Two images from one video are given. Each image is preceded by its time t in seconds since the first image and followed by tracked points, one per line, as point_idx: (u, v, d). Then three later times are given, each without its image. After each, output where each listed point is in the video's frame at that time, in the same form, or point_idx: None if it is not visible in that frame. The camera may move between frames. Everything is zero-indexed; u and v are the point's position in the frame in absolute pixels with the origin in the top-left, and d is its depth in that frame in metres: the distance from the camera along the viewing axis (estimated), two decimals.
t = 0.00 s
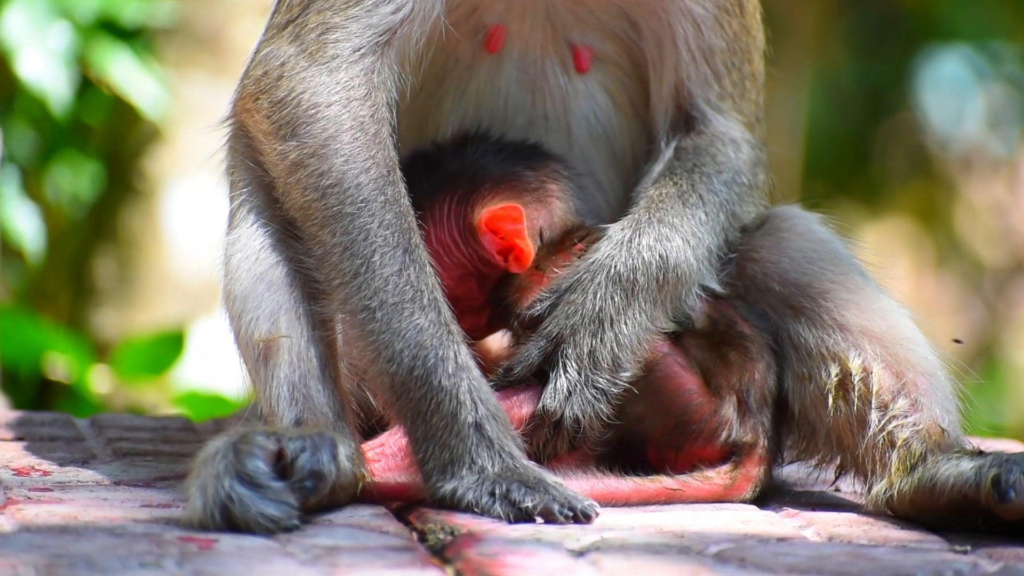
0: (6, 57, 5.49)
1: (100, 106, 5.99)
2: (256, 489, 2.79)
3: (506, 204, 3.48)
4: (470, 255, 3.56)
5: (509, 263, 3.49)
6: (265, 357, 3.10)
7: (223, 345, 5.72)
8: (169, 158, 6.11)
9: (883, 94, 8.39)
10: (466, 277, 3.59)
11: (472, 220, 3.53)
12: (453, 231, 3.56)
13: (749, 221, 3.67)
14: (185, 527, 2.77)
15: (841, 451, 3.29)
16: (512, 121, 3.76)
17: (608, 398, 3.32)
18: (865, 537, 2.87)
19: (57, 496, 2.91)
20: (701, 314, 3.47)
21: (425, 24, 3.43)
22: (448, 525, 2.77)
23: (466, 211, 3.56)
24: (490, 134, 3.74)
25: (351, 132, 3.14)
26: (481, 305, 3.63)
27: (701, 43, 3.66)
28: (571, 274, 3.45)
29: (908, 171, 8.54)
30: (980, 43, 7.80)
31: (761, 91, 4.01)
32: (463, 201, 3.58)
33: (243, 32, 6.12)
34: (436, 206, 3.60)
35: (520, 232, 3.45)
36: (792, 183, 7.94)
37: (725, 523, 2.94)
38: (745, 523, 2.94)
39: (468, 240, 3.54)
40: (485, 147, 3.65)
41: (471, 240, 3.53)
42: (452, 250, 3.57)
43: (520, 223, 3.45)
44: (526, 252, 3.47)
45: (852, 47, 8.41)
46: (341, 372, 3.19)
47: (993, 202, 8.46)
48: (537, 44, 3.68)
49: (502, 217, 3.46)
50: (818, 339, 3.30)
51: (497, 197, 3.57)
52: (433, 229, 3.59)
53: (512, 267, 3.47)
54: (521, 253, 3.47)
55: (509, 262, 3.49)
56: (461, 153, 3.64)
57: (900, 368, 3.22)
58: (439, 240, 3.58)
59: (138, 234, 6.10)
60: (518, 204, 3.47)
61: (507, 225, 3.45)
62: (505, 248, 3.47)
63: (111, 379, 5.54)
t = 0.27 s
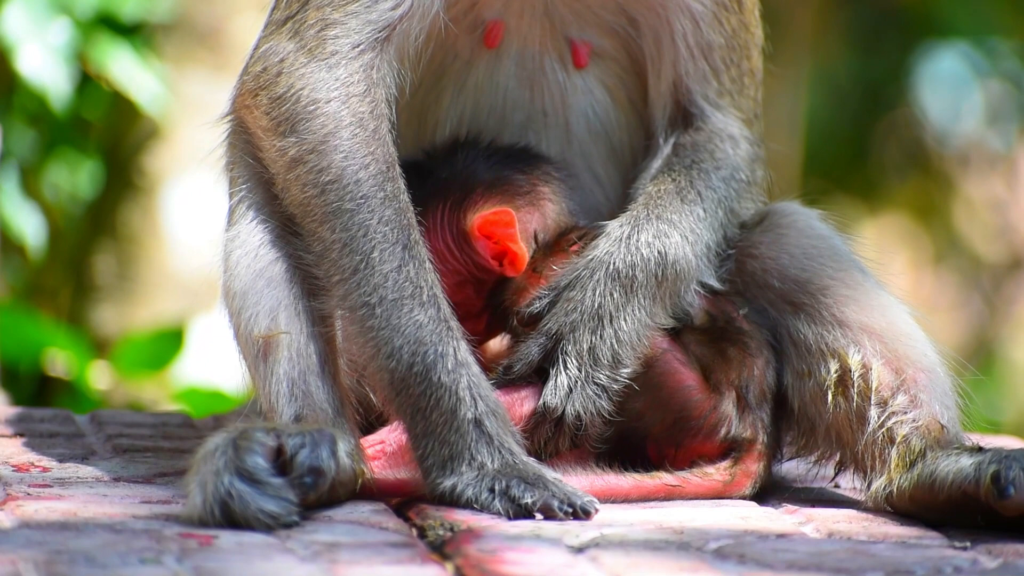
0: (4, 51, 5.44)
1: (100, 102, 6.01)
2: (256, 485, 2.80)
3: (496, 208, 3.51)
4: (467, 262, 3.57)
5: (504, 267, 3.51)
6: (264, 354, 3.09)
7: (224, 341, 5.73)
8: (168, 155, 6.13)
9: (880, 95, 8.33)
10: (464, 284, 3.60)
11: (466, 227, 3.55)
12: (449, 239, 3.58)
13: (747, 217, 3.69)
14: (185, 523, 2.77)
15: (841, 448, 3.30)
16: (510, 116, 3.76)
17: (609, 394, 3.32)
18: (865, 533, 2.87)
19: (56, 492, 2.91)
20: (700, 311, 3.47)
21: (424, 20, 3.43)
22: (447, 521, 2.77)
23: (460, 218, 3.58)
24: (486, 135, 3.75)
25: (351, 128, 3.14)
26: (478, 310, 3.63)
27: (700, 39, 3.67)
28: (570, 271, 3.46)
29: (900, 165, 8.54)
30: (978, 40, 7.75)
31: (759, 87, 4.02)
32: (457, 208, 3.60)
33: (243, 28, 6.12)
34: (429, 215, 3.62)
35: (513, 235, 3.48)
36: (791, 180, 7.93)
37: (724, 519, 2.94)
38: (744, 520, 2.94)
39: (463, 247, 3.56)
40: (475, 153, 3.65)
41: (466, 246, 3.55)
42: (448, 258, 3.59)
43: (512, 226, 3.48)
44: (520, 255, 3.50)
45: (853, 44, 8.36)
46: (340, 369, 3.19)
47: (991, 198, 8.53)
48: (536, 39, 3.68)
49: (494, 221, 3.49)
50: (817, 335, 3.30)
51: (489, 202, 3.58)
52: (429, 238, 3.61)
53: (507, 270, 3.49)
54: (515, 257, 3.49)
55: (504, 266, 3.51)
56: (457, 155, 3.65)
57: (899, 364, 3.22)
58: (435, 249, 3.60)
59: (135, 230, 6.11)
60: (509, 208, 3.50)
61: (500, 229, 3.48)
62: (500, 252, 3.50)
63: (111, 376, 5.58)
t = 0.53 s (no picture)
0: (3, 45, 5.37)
1: (100, 97, 5.95)
2: (254, 480, 2.80)
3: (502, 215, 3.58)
4: (474, 273, 3.63)
5: (511, 274, 3.57)
6: (263, 350, 3.09)
7: (222, 337, 5.73)
8: (167, 150, 6.14)
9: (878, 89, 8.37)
10: (472, 295, 3.65)
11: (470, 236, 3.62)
12: (456, 250, 3.64)
13: (744, 212, 3.69)
14: (183, 518, 2.77)
15: (840, 443, 3.30)
16: (507, 110, 3.75)
17: (613, 388, 3.32)
18: (864, 528, 2.87)
19: (55, 488, 2.91)
20: (698, 305, 3.46)
21: (422, 16, 3.43)
22: (446, 516, 2.77)
23: (463, 227, 3.64)
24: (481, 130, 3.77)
25: (348, 124, 3.13)
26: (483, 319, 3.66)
27: (697, 34, 3.68)
28: (569, 267, 3.47)
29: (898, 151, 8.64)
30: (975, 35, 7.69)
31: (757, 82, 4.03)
32: (461, 218, 3.65)
33: (241, 24, 6.14)
34: (435, 228, 3.68)
35: (518, 241, 3.54)
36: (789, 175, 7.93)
37: (723, 514, 2.94)
38: (743, 515, 2.94)
39: (468, 256, 3.62)
40: (470, 161, 3.69)
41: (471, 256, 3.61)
42: (456, 270, 3.65)
43: (517, 232, 3.55)
44: (525, 261, 3.55)
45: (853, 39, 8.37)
46: (338, 364, 3.18)
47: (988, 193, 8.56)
48: (534, 35, 3.68)
49: (499, 228, 3.56)
50: (815, 331, 3.30)
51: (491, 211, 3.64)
52: (437, 250, 3.66)
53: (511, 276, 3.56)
54: (519, 263, 3.55)
55: (511, 272, 3.57)
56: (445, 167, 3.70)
57: (898, 359, 3.22)
58: (443, 261, 3.66)
59: (133, 225, 6.14)
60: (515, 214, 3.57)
61: (505, 236, 3.55)
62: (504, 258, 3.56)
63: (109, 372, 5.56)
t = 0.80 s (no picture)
0: None
1: (97, 90, 5.93)
2: (252, 475, 2.80)
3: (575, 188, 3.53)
4: (536, 238, 3.60)
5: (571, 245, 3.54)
6: (261, 343, 3.09)
7: (220, 331, 5.73)
8: (165, 145, 6.13)
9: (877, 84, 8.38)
10: (525, 260, 3.63)
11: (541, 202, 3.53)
12: (522, 213, 3.57)
13: (749, 204, 3.66)
14: (180, 512, 2.77)
15: (837, 436, 3.30)
16: (507, 104, 3.75)
17: (624, 378, 3.30)
18: (861, 522, 2.88)
19: (52, 481, 2.91)
20: (710, 299, 3.45)
21: (420, 9, 3.43)
22: (443, 510, 2.77)
23: (532, 191, 3.58)
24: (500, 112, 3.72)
25: (347, 117, 3.13)
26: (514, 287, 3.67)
27: (699, 25, 3.68)
28: (581, 257, 3.46)
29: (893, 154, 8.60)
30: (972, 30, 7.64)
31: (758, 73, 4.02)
32: (528, 181, 3.58)
33: (239, 17, 6.12)
34: (501, 187, 3.56)
35: (590, 215, 3.49)
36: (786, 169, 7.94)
37: (721, 508, 2.94)
38: (740, 509, 2.94)
39: (536, 221, 3.57)
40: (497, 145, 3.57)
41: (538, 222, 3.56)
42: (518, 233, 3.58)
43: (591, 206, 3.50)
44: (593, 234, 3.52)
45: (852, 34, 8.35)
46: (336, 357, 3.18)
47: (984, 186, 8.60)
48: (534, 29, 3.68)
49: (573, 199, 3.51)
50: (814, 325, 3.30)
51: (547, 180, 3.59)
52: (500, 211, 3.56)
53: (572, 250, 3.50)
54: (585, 236, 3.51)
55: (571, 242, 3.54)
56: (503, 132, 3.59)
57: (896, 353, 3.23)
58: (506, 222, 3.57)
59: (131, 219, 6.12)
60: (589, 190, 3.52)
61: (578, 209, 3.50)
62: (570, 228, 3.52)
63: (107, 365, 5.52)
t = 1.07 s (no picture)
0: None
1: (95, 84, 5.97)
2: (251, 469, 2.80)
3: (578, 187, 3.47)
4: (540, 241, 3.53)
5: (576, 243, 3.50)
6: (259, 338, 3.09)
7: (218, 325, 5.73)
8: (162, 139, 6.11)
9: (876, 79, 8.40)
10: (531, 263, 3.54)
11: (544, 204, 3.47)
12: (525, 218, 3.50)
13: (748, 199, 3.66)
14: (179, 507, 2.77)
15: (836, 431, 3.30)
16: (506, 98, 3.74)
17: (627, 374, 3.29)
18: (859, 517, 2.88)
19: (51, 476, 2.90)
20: (710, 295, 3.45)
21: (418, 4, 3.43)
22: (442, 505, 2.77)
23: (533, 195, 3.51)
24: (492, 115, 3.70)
25: (345, 112, 3.13)
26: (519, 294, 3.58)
27: (698, 19, 3.67)
28: (585, 253, 3.45)
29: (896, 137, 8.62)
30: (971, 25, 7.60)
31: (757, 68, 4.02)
32: (528, 185, 3.52)
33: (236, 12, 6.11)
34: (503, 193, 3.49)
35: (593, 213, 3.45)
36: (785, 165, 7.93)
37: (719, 503, 2.94)
38: (738, 503, 2.94)
39: (539, 224, 3.50)
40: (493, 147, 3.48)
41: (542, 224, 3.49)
42: (524, 238, 3.50)
43: (593, 203, 3.46)
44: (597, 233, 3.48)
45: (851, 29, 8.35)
46: (333, 353, 3.16)
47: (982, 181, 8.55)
48: (532, 24, 3.68)
49: (575, 198, 3.46)
50: (812, 319, 3.30)
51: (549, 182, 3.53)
52: (504, 217, 3.49)
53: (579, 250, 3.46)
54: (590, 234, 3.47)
55: (576, 241, 3.50)
56: (501, 133, 3.52)
57: (894, 348, 3.23)
58: (510, 228, 3.49)
59: (130, 213, 6.10)
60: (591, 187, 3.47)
61: (580, 207, 3.45)
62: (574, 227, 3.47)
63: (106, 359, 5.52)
